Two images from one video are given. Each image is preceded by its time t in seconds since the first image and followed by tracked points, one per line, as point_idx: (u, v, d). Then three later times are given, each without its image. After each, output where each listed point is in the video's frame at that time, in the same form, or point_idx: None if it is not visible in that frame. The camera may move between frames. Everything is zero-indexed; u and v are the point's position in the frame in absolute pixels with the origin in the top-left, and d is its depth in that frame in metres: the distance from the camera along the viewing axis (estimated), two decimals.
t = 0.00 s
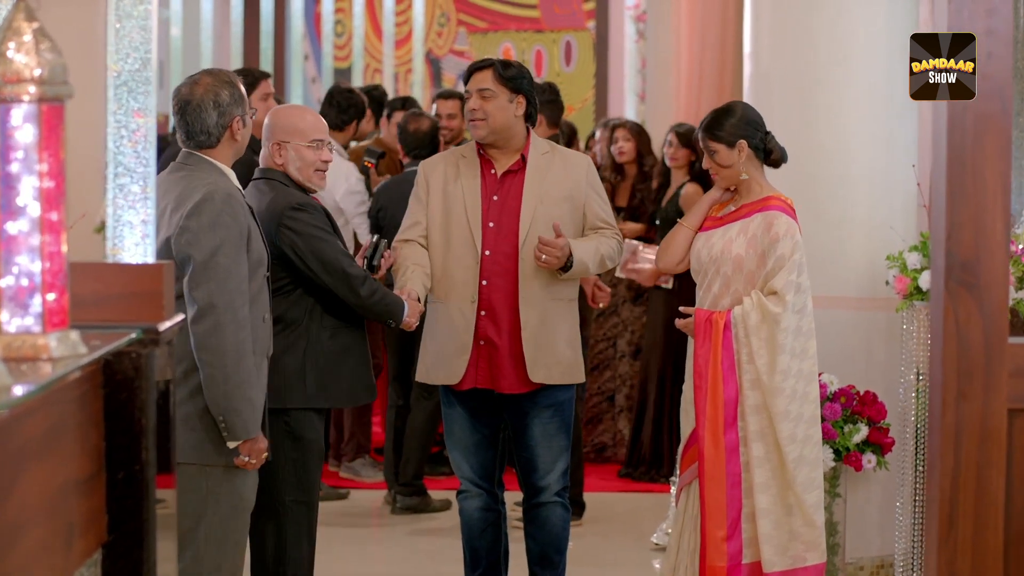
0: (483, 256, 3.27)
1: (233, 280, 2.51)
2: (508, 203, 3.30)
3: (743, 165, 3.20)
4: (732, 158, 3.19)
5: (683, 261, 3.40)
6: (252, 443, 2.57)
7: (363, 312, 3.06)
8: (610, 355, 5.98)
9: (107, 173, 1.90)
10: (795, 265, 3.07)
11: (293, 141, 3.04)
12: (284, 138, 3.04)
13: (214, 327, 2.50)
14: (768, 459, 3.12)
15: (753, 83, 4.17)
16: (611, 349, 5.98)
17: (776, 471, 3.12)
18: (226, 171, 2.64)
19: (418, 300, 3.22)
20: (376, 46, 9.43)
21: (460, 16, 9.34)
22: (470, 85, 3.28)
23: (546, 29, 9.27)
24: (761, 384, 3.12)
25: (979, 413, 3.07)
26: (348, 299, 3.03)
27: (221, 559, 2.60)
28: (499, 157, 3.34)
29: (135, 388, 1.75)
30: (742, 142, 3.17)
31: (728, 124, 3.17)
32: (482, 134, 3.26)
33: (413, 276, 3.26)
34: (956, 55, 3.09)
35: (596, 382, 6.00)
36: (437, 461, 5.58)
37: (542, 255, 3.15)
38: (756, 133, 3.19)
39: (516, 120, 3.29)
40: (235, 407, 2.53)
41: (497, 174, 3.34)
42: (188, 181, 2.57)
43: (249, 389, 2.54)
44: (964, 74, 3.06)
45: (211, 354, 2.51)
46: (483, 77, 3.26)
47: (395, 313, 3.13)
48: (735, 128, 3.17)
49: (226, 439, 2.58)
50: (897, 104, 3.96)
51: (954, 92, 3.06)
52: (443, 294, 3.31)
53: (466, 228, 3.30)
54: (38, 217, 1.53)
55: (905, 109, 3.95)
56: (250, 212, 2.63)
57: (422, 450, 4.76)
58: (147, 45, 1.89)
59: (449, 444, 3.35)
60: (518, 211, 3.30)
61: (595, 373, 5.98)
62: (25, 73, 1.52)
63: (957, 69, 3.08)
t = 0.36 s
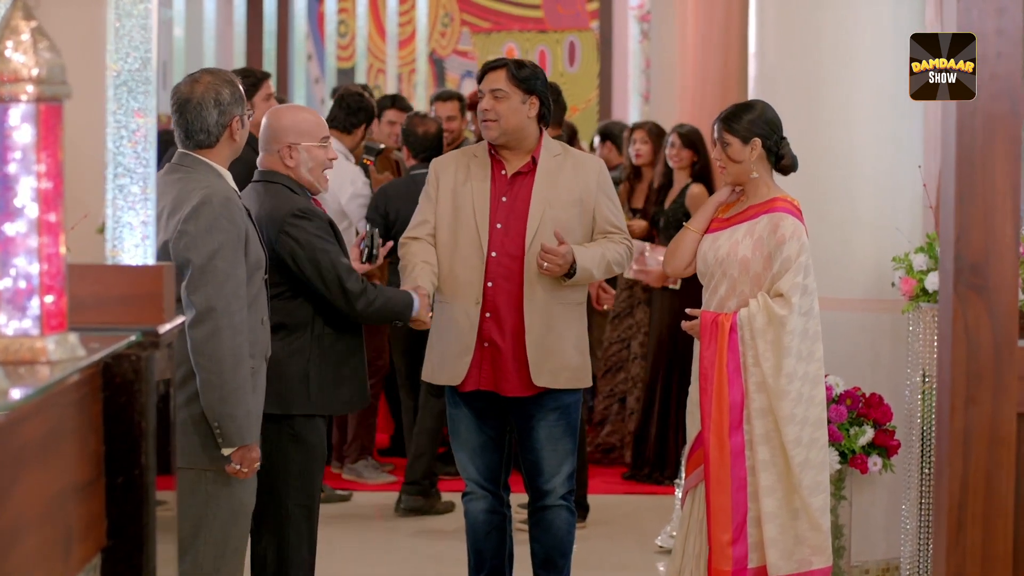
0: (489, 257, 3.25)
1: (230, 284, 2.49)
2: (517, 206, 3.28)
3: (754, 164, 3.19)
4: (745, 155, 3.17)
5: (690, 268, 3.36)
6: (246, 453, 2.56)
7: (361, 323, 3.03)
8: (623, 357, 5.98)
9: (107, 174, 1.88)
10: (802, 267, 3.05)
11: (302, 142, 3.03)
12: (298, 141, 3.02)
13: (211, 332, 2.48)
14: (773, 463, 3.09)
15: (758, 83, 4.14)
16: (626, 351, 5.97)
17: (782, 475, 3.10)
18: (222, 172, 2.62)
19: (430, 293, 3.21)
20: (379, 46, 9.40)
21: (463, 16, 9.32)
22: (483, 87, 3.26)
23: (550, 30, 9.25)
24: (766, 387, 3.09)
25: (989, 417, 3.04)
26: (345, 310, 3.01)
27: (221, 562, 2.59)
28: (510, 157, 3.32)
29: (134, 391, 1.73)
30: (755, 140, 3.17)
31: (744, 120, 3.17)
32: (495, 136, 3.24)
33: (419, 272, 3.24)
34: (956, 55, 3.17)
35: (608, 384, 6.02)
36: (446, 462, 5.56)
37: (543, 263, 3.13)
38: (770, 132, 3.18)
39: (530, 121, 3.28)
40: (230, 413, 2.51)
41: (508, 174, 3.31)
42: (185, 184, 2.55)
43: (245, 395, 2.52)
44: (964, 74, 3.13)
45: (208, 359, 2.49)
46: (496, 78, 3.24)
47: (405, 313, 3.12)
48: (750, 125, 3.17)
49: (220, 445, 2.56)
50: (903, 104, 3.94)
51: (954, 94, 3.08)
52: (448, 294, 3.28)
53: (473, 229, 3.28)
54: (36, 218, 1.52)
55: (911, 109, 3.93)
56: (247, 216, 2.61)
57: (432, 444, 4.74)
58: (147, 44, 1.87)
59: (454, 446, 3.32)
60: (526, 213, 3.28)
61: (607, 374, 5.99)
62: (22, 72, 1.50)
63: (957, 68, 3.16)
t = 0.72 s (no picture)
0: (493, 258, 3.22)
1: (222, 281, 2.47)
2: (523, 207, 3.26)
3: (762, 163, 3.16)
4: (754, 154, 3.15)
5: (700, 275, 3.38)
6: (244, 450, 2.53)
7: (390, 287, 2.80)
8: (633, 359, 5.94)
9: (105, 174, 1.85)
10: (810, 269, 3.03)
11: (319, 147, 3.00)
12: (320, 148, 2.98)
13: (203, 328, 2.46)
14: (781, 466, 3.07)
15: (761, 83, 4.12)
16: (636, 354, 5.93)
17: (789, 477, 3.08)
18: (218, 171, 2.60)
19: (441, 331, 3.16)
20: (381, 46, 9.39)
21: (465, 16, 9.29)
22: (500, 83, 3.24)
23: (552, 30, 9.22)
24: (774, 389, 3.08)
25: (997, 421, 3.03)
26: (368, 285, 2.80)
27: (220, 564, 2.57)
28: (519, 157, 3.31)
29: (132, 394, 1.71)
30: (765, 139, 3.15)
31: (754, 118, 3.15)
32: (505, 133, 3.23)
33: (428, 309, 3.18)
34: (956, 54, 3.28)
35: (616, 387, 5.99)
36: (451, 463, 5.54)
37: (544, 268, 3.10)
38: (779, 132, 3.17)
39: (543, 120, 3.28)
40: (226, 410, 2.49)
41: (516, 174, 3.30)
42: (179, 181, 2.54)
43: (239, 392, 2.50)
44: (963, 74, 3.25)
45: (201, 355, 2.47)
46: (512, 75, 3.23)
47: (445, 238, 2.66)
48: (758, 124, 3.14)
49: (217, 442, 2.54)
50: (907, 104, 3.92)
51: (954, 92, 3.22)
52: (451, 320, 3.24)
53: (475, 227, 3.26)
54: (33, 219, 1.50)
55: (915, 109, 3.91)
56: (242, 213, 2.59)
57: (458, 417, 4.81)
58: (146, 43, 1.85)
59: (459, 447, 3.31)
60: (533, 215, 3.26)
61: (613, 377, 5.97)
62: (19, 72, 1.49)
63: (957, 68, 3.29)
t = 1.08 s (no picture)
0: (493, 259, 3.21)
1: (214, 279, 2.45)
2: (524, 207, 3.24)
3: (763, 164, 3.15)
4: (755, 153, 3.14)
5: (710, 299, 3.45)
6: (233, 449, 2.50)
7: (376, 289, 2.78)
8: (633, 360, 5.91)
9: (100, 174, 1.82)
10: (815, 269, 3.01)
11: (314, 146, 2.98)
12: (304, 144, 2.97)
13: (193, 327, 2.44)
14: (789, 467, 3.06)
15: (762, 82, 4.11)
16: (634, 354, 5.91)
17: (796, 479, 3.06)
18: (213, 171, 2.58)
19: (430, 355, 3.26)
20: (381, 46, 9.38)
21: (465, 16, 9.27)
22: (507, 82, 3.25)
23: (552, 30, 9.20)
24: (781, 390, 3.06)
25: (1002, 423, 3.01)
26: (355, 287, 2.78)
27: (220, 566, 2.55)
28: (521, 156, 3.30)
29: (128, 397, 1.69)
30: (767, 139, 3.13)
31: (758, 116, 3.13)
32: (509, 131, 3.23)
33: (421, 332, 3.26)
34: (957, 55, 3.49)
35: (616, 387, 5.97)
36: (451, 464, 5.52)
37: (541, 269, 3.08)
38: (782, 133, 3.14)
39: (548, 120, 3.27)
40: (215, 408, 2.47)
41: (518, 174, 3.29)
42: (173, 179, 2.52)
43: (229, 392, 2.48)
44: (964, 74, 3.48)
45: (190, 354, 2.45)
46: (518, 73, 3.24)
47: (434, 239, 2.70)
48: (762, 122, 3.13)
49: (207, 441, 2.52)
50: (910, 104, 3.89)
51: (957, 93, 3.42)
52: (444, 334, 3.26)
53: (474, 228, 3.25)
54: (27, 220, 1.48)
55: (918, 108, 3.88)
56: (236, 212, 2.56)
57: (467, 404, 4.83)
58: (142, 42, 1.83)
59: (462, 448, 3.29)
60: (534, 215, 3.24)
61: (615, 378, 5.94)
62: (12, 71, 1.47)
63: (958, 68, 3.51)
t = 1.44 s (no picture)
0: (490, 259, 3.20)
1: (211, 282, 2.43)
2: (523, 207, 3.23)
3: (760, 164, 3.14)
4: (753, 153, 3.12)
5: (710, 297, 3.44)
6: (230, 453, 2.49)
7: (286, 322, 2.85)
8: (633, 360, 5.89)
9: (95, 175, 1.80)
10: (817, 270, 2.99)
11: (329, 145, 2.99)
12: (329, 146, 2.98)
13: (190, 330, 2.42)
14: (792, 469, 3.04)
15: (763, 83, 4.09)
16: (633, 355, 5.90)
17: (800, 481, 3.05)
18: (209, 171, 2.56)
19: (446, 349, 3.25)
20: (380, 47, 9.36)
21: (464, 16, 9.25)
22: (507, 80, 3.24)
23: (551, 30, 9.17)
24: (784, 392, 3.04)
25: (1006, 428, 2.97)
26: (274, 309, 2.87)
27: (218, 570, 2.53)
28: (521, 156, 3.29)
29: (124, 400, 1.67)
30: (765, 139, 3.11)
31: (760, 117, 3.12)
32: (511, 131, 3.21)
33: (433, 327, 3.25)
34: (956, 55, 3.59)
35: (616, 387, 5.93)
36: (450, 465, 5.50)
37: (538, 269, 3.05)
38: (783, 136, 3.12)
39: (548, 120, 3.25)
40: (212, 412, 2.45)
41: (518, 175, 3.28)
42: (170, 181, 2.50)
43: (227, 395, 2.46)
44: (964, 74, 3.58)
45: (188, 357, 2.44)
46: (519, 73, 3.22)
47: (366, 280, 2.85)
48: (765, 124, 3.11)
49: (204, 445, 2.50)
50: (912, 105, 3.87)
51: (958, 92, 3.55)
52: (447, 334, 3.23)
53: (474, 229, 3.23)
54: (20, 221, 1.46)
55: (919, 108, 3.86)
56: (233, 214, 2.55)
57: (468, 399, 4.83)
58: (137, 41, 1.81)
59: (461, 451, 3.27)
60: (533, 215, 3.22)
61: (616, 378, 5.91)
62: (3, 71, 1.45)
63: (957, 68, 3.60)
